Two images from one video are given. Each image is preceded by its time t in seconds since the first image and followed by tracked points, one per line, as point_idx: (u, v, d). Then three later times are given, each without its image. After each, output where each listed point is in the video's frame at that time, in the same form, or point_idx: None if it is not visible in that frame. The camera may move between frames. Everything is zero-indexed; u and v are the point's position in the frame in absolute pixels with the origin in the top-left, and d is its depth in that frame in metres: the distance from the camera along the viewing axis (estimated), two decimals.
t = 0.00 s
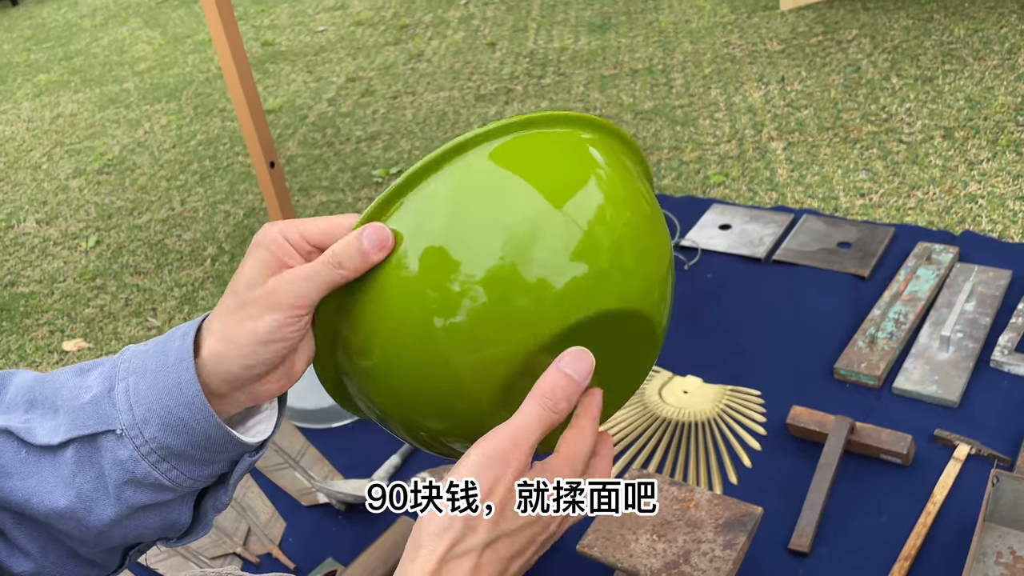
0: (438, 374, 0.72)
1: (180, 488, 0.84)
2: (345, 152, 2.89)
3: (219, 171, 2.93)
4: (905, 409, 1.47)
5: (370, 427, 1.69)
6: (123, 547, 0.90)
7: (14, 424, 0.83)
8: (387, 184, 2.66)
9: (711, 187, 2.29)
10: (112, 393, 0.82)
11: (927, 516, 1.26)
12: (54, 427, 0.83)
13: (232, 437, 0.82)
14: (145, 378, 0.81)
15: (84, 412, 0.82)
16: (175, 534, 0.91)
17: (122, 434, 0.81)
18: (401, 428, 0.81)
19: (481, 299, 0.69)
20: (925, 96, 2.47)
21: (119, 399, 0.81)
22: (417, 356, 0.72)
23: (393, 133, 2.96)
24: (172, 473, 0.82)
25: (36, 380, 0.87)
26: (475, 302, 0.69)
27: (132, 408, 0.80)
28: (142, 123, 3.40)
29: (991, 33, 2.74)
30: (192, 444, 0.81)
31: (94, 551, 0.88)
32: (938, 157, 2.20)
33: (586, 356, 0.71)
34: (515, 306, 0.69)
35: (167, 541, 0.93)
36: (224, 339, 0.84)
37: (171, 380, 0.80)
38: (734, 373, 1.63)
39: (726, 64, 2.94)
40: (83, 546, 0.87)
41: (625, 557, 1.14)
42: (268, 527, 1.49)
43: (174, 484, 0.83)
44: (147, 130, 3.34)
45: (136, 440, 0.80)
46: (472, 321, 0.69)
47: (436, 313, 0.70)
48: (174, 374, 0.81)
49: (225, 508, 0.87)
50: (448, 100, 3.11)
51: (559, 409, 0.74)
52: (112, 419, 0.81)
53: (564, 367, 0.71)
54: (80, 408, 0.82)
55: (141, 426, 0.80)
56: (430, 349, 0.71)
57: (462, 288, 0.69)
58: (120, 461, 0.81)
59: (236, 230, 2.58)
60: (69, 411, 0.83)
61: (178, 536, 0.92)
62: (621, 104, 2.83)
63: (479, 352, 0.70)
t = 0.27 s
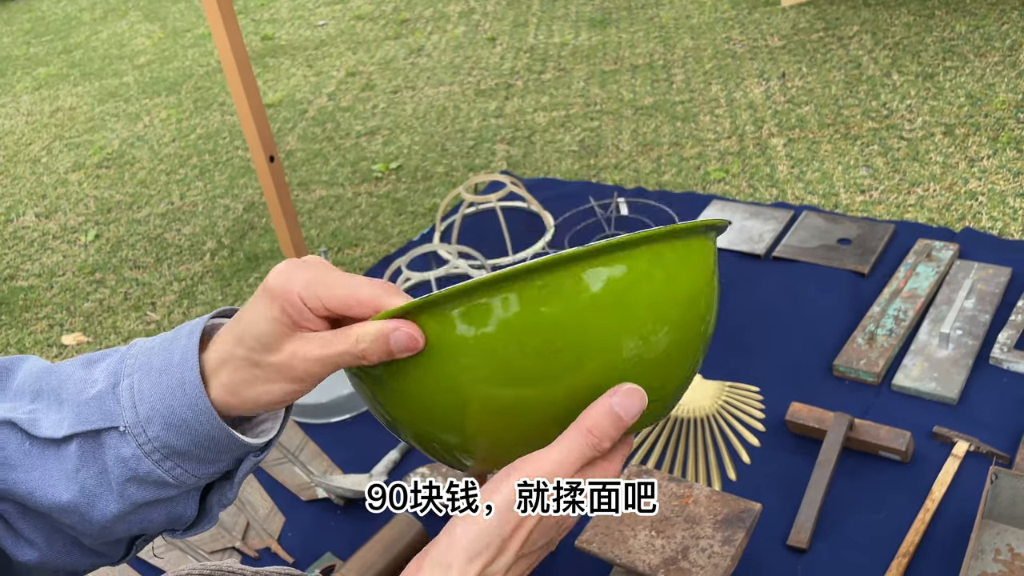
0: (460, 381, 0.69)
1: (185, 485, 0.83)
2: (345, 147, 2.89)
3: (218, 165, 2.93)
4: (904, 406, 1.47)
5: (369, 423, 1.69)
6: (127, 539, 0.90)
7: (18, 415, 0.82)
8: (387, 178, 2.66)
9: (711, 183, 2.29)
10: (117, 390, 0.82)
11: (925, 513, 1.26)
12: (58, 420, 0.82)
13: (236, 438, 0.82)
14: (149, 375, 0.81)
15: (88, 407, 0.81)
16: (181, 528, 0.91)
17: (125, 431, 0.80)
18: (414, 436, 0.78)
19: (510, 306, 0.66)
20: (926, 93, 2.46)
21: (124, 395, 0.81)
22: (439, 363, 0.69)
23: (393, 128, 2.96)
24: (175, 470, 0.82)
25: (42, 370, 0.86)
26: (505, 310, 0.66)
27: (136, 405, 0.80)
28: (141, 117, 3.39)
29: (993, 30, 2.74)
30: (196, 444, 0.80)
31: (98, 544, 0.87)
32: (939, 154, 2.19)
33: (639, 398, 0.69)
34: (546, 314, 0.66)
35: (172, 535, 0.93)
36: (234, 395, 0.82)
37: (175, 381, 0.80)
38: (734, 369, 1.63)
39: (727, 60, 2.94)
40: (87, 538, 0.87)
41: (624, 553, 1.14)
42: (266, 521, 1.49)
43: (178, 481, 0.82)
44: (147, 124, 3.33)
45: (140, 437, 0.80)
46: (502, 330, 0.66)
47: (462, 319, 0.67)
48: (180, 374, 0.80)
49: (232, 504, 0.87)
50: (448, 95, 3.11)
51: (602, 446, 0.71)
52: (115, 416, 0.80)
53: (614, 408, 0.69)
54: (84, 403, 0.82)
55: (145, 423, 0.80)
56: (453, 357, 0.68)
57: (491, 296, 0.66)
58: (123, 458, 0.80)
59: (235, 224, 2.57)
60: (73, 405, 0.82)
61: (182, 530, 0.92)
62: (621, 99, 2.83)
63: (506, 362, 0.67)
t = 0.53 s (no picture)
0: (482, 411, 0.71)
1: (185, 488, 0.82)
2: (345, 141, 2.88)
3: (218, 159, 2.92)
4: (903, 401, 1.47)
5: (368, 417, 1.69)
6: (134, 535, 0.90)
7: (20, 410, 0.81)
8: (387, 173, 2.66)
9: (711, 178, 2.29)
10: (116, 389, 0.80)
11: (924, 508, 1.26)
12: (58, 417, 0.81)
13: (229, 444, 0.79)
14: (148, 377, 0.79)
15: (87, 407, 0.80)
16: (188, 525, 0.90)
17: (122, 434, 0.79)
18: (426, 439, 0.79)
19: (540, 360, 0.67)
20: (927, 89, 2.46)
21: (122, 396, 0.79)
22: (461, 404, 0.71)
23: (393, 122, 2.95)
24: (174, 473, 0.80)
25: (47, 363, 0.85)
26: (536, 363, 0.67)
27: (133, 408, 0.78)
28: (141, 110, 3.39)
29: (994, 26, 2.73)
30: (193, 451, 0.79)
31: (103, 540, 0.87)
32: (940, 150, 2.19)
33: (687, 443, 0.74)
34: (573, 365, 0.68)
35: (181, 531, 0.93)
36: (239, 427, 0.80)
37: (173, 387, 0.78)
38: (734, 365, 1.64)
39: (728, 55, 2.94)
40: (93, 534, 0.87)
41: (623, 546, 1.15)
42: (266, 515, 1.49)
43: (178, 485, 0.81)
44: (147, 117, 3.33)
45: (137, 441, 0.78)
46: (534, 383, 0.68)
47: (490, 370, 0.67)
48: (177, 379, 0.78)
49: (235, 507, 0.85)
50: (449, 90, 3.10)
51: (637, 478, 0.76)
52: (113, 418, 0.79)
53: (660, 449, 0.73)
54: (84, 401, 0.80)
55: (142, 428, 0.78)
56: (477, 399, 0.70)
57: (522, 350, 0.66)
58: (121, 461, 0.79)
59: (235, 218, 2.57)
60: (73, 403, 0.81)
61: (191, 527, 0.91)
62: (622, 94, 2.83)
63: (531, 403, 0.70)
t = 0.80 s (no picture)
0: (482, 408, 0.69)
1: (174, 453, 0.83)
2: (346, 134, 2.88)
3: (219, 152, 2.92)
4: (903, 395, 1.47)
5: (368, 409, 1.69)
6: (122, 510, 0.90)
7: (8, 389, 0.83)
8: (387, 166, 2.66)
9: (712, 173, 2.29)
10: (104, 360, 0.81)
11: (923, 500, 1.27)
12: (46, 393, 0.82)
13: (216, 401, 0.80)
14: (137, 345, 0.80)
15: (75, 379, 0.81)
16: (174, 498, 0.91)
17: (112, 402, 0.80)
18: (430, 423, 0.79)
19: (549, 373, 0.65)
20: (928, 85, 2.46)
21: (110, 365, 0.81)
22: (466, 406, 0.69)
23: (394, 115, 2.95)
24: (163, 439, 0.81)
25: (31, 346, 0.87)
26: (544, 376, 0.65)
27: (122, 375, 0.80)
28: (142, 103, 3.39)
29: (996, 22, 2.73)
30: (183, 414, 0.80)
31: (92, 515, 0.88)
32: (940, 146, 2.19)
33: (696, 441, 0.74)
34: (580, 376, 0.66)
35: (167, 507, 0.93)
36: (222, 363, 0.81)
37: (163, 348, 0.79)
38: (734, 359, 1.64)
39: (729, 50, 2.93)
40: (82, 511, 0.88)
41: (623, 537, 1.15)
42: (266, 505, 1.49)
43: (168, 451, 0.82)
44: (147, 110, 3.32)
45: (128, 408, 0.79)
46: (541, 393, 0.67)
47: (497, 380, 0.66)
48: (167, 343, 0.79)
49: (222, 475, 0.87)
50: (450, 84, 3.10)
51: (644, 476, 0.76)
52: (102, 387, 0.80)
53: (668, 446, 0.73)
54: (72, 374, 0.82)
55: (134, 393, 0.79)
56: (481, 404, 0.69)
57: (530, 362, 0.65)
58: (112, 429, 0.80)
59: (236, 211, 2.57)
60: (60, 377, 0.82)
61: (176, 501, 0.92)
62: (623, 89, 2.83)
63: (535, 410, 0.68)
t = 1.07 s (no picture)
0: (457, 409, 0.67)
1: (199, 415, 0.99)
2: (346, 130, 2.89)
3: (219, 147, 2.92)
4: (900, 392, 1.48)
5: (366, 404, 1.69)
6: (127, 482, 0.99)
7: (39, 359, 0.90)
8: (387, 162, 2.66)
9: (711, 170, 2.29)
10: (144, 329, 0.96)
11: (918, 497, 1.27)
12: (82, 361, 0.92)
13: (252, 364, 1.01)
14: (175, 315, 0.97)
15: (116, 346, 0.94)
16: (177, 468, 1.03)
17: (153, 363, 0.94)
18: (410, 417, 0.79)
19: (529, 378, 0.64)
20: (928, 83, 2.46)
21: (151, 332, 0.96)
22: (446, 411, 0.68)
23: (394, 111, 2.95)
24: (195, 397, 0.97)
25: (54, 323, 0.96)
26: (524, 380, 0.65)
27: (165, 339, 0.95)
28: (142, 98, 3.39)
29: (996, 21, 2.73)
30: (217, 371, 0.98)
31: (107, 482, 0.96)
32: (939, 144, 2.20)
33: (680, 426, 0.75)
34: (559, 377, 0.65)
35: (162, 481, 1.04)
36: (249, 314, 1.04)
37: (207, 314, 0.99)
38: (732, 355, 1.64)
39: (729, 48, 2.93)
40: (99, 478, 0.95)
41: (620, 532, 1.16)
42: (265, 500, 1.50)
43: (195, 411, 0.98)
44: (147, 105, 3.32)
45: (168, 367, 0.95)
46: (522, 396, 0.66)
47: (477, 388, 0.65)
48: (210, 309, 0.99)
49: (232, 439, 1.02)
50: (450, 80, 3.10)
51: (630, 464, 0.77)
52: (146, 350, 0.94)
53: (654, 432, 0.74)
54: (114, 342, 0.94)
55: (176, 354, 0.95)
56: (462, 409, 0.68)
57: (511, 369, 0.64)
58: (153, 389, 0.94)
59: (235, 206, 2.58)
60: (100, 346, 0.94)
61: (175, 474, 1.04)
62: (623, 86, 2.83)
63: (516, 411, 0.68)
